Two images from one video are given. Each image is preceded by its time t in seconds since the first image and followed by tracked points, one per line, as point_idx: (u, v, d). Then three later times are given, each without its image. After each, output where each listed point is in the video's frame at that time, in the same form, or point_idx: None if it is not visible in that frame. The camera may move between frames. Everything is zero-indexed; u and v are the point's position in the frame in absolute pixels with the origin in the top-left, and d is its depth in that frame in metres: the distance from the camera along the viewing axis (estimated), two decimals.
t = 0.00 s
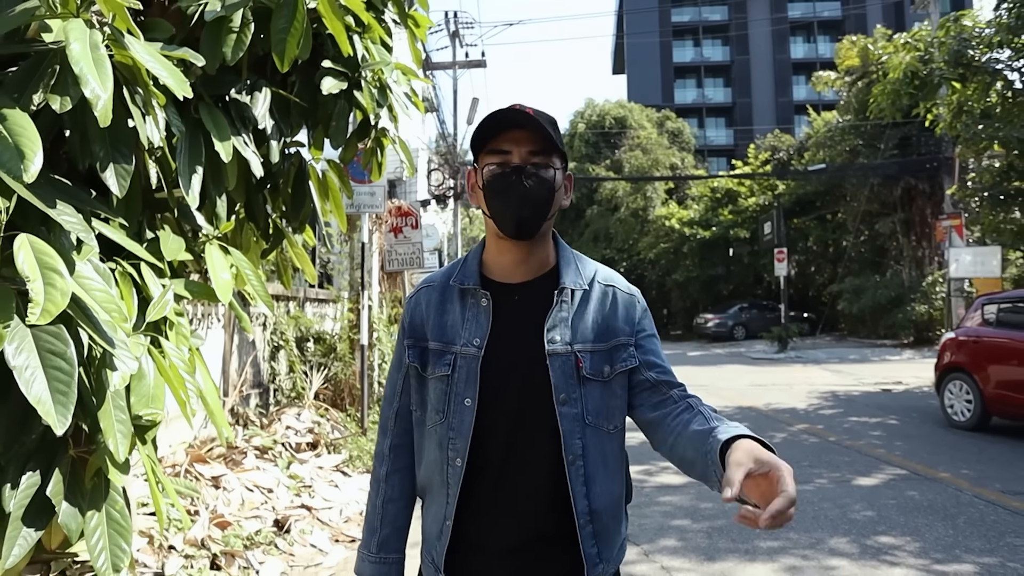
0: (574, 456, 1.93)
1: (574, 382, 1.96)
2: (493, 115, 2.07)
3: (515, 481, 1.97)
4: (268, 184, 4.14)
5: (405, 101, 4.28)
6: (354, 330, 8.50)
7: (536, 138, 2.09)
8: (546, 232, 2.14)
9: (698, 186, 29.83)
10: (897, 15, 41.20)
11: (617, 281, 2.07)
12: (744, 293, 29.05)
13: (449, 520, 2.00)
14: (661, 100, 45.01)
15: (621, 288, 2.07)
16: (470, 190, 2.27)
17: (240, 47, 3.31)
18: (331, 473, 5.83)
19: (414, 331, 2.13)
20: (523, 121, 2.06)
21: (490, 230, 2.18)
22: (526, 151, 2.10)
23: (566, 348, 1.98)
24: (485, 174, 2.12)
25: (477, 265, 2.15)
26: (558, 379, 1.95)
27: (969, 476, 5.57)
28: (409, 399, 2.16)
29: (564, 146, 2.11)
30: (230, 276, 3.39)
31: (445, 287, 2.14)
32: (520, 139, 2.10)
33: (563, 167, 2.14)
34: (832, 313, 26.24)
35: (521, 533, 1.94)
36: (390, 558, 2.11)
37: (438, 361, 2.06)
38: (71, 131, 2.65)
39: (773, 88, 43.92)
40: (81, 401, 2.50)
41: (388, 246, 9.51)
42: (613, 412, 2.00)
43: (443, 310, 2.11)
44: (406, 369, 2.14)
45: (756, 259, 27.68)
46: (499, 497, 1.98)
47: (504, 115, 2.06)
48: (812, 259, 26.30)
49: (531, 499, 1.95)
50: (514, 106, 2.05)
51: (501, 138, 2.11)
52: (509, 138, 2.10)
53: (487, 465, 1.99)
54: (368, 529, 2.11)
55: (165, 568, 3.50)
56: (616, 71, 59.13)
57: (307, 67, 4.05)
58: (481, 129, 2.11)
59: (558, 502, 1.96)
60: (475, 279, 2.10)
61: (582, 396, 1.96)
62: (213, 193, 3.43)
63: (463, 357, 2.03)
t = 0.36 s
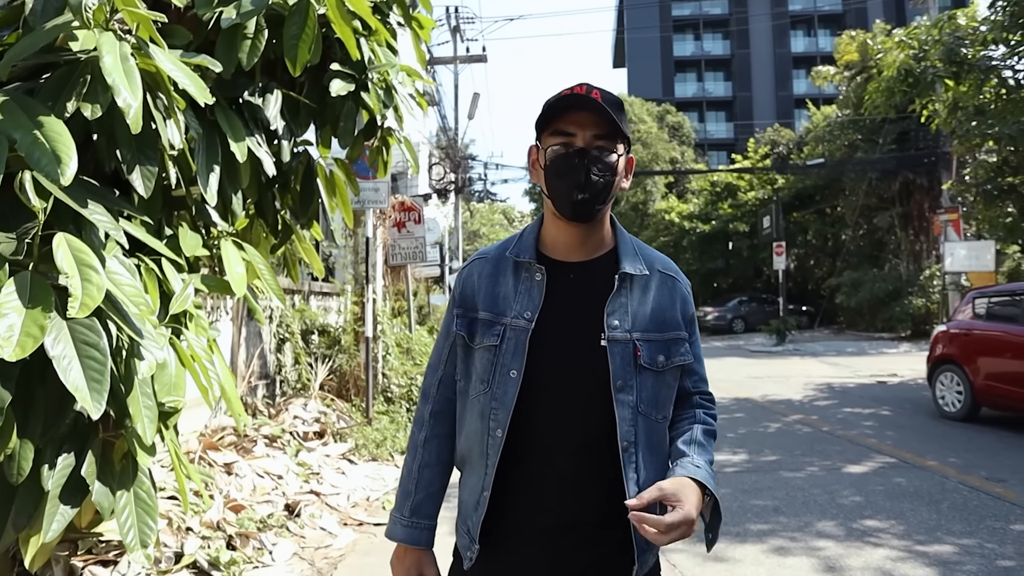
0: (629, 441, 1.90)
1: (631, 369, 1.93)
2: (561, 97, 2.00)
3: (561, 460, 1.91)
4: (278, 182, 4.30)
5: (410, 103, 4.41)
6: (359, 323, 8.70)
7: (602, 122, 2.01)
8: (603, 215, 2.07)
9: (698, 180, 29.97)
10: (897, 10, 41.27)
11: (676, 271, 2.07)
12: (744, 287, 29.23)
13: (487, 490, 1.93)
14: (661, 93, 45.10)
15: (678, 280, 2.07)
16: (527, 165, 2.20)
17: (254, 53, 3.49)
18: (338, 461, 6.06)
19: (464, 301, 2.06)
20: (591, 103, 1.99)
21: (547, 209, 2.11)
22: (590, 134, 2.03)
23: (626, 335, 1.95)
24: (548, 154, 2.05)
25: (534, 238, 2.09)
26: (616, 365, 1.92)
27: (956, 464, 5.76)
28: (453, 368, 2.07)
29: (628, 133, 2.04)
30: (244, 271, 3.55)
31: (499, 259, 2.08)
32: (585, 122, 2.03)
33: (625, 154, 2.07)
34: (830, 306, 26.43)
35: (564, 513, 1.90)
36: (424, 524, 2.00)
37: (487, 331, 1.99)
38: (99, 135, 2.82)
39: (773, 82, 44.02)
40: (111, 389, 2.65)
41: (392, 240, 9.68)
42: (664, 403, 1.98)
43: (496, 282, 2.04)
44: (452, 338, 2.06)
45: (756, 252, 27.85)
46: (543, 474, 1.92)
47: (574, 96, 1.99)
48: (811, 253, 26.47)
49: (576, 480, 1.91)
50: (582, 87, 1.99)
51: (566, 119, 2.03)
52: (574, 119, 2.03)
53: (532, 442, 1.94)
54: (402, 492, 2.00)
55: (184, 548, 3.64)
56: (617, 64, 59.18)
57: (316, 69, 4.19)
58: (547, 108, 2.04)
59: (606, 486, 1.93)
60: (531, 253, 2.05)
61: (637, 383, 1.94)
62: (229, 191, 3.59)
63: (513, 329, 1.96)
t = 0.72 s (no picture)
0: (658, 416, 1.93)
1: (652, 346, 1.96)
2: (579, 81, 2.08)
3: (593, 437, 1.93)
4: (289, 175, 4.45)
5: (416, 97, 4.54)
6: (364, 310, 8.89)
7: (618, 105, 2.08)
8: (623, 196, 2.07)
9: (698, 169, 30.09)
10: None
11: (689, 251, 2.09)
12: (743, 275, 29.41)
13: (520, 470, 1.94)
14: (661, 82, 45.08)
15: (692, 261, 2.10)
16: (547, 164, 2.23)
17: (269, 50, 3.63)
18: (346, 443, 6.25)
19: (491, 290, 2.08)
20: (607, 86, 2.07)
21: (567, 199, 2.11)
22: (607, 118, 2.09)
23: (643, 315, 1.97)
24: (566, 139, 2.08)
25: (557, 229, 2.10)
26: (637, 343, 1.94)
27: (944, 447, 5.95)
28: (480, 355, 2.11)
29: (642, 116, 2.11)
30: (259, 260, 3.70)
31: (523, 248, 2.09)
32: (602, 106, 2.10)
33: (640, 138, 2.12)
34: (828, 295, 26.64)
35: (596, 489, 1.92)
36: (456, 506, 2.04)
37: (517, 319, 2.02)
38: (125, 132, 2.97)
39: (773, 71, 44.00)
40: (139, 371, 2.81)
41: (396, 229, 9.83)
42: (686, 377, 2.01)
43: (522, 271, 2.07)
44: (479, 325, 2.09)
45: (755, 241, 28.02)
46: (573, 452, 1.94)
47: (591, 78, 2.07)
48: (811, 242, 26.64)
49: (608, 457, 1.92)
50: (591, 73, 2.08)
51: (583, 105, 2.10)
52: (588, 107, 2.10)
53: (562, 422, 1.95)
54: (434, 476, 2.05)
55: (203, 525, 3.79)
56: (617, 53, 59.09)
57: (326, 66, 4.33)
58: (565, 97, 2.12)
59: (638, 462, 1.94)
60: (556, 243, 2.06)
61: (661, 359, 1.96)
62: (243, 183, 3.74)
63: (542, 316, 1.99)
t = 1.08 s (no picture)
0: (648, 416, 1.95)
1: (635, 345, 1.97)
2: (552, 93, 2.08)
3: (582, 441, 1.96)
4: (295, 171, 4.56)
5: (419, 94, 4.61)
6: (365, 303, 9.02)
7: (592, 116, 2.08)
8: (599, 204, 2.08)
9: (698, 162, 30.14)
10: None
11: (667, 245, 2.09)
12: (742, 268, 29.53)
13: (512, 479, 2.00)
14: (661, 73, 45.04)
15: (672, 253, 2.10)
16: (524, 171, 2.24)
17: (275, 52, 3.73)
18: (349, 433, 6.38)
19: (477, 305, 2.15)
20: (580, 99, 2.07)
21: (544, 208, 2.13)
22: (581, 128, 2.09)
23: (624, 315, 1.98)
24: (542, 151, 2.08)
25: (535, 239, 2.12)
26: (620, 345, 1.96)
27: (934, 437, 6.08)
28: (473, 367, 2.18)
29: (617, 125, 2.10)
30: (267, 255, 3.79)
31: (505, 262, 2.14)
32: (576, 117, 2.09)
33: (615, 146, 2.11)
34: (826, 287, 26.79)
35: (589, 491, 1.96)
36: (461, 516, 2.15)
37: (503, 333, 2.08)
38: (138, 132, 3.08)
39: (774, 63, 43.98)
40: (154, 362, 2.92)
41: (397, 223, 9.93)
42: (674, 371, 2.02)
43: (505, 286, 2.12)
44: (469, 340, 2.16)
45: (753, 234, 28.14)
46: (564, 457, 1.98)
47: (563, 91, 2.07)
48: (810, 235, 26.76)
49: (599, 460, 1.95)
50: (562, 86, 2.07)
51: (557, 116, 2.10)
52: (562, 119, 2.09)
53: (551, 429, 1.99)
54: (437, 489, 2.15)
55: (214, 511, 3.91)
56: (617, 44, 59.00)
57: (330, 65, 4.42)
58: (539, 109, 2.11)
59: (629, 464, 1.97)
60: (535, 255, 2.09)
61: (646, 357, 1.98)
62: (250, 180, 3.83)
63: (527, 329, 2.04)
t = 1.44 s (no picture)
0: (590, 420, 1.96)
1: (582, 349, 1.98)
2: (485, 112, 2.04)
3: (529, 449, 1.98)
4: (296, 171, 4.67)
5: (416, 97, 4.70)
6: (365, 300, 9.14)
7: (527, 129, 2.08)
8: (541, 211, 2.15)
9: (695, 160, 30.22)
10: None
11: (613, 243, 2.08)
12: (740, 266, 29.68)
13: (463, 489, 2.03)
14: (661, 71, 45.11)
15: (619, 250, 2.10)
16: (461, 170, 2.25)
17: (277, 56, 3.84)
18: (349, 429, 6.50)
19: (424, 313, 2.19)
20: (515, 116, 2.04)
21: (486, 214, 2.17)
22: (517, 142, 2.11)
23: (570, 319, 1.99)
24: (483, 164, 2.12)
25: (479, 246, 2.16)
26: (566, 348, 1.97)
27: (923, 432, 6.21)
28: (424, 376, 2.22)
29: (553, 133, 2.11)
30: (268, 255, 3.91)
31: (448, 269, 2.17)
32: (512, 131, 2.09)
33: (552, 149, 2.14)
34: (824, 285, 26.94)
35: (540, 496, 1.98)
36: (421, 523, 2.19)
37: (449, 342, 2.11)
38: (145, 135, 3.19)
39: (773, 61, 44.06)
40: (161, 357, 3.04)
41: (397, 221, 10.03)
42: (622, 373, 2.02)
43: (450, 292, 2.15)
44: (419, 349, 2.20)
45: (751, 232, 28.27)
46: (511, 464, 2.00)
47: (495, 110, 2.03)
48: (807, 232, 26.94)
49: (547, 465, 1.97)
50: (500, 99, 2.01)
51: (493, 131, 2.10)
52: (500, 129, 2.08)
53: (498, 437, 2.01)
54: (396, 498, 2.20)
55: (218, 502, 4.03)
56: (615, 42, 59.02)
57: (330, 68, 4.51)
58: (475, 117, 2.07)
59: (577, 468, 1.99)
60: (478, 261, 2.12)
61: (591, 361, 1.98)
62: (253, 181, 3.95)
63: (472, 337, 2.06)
